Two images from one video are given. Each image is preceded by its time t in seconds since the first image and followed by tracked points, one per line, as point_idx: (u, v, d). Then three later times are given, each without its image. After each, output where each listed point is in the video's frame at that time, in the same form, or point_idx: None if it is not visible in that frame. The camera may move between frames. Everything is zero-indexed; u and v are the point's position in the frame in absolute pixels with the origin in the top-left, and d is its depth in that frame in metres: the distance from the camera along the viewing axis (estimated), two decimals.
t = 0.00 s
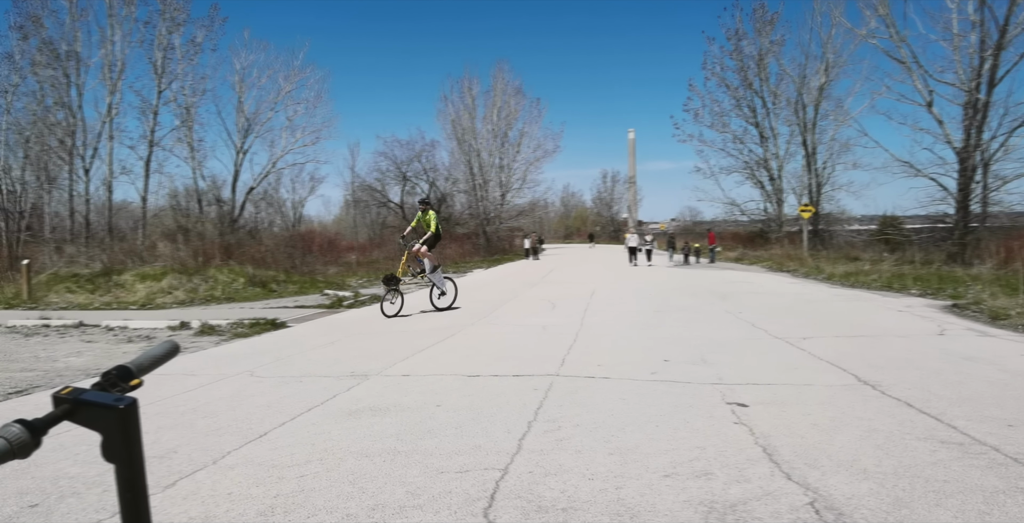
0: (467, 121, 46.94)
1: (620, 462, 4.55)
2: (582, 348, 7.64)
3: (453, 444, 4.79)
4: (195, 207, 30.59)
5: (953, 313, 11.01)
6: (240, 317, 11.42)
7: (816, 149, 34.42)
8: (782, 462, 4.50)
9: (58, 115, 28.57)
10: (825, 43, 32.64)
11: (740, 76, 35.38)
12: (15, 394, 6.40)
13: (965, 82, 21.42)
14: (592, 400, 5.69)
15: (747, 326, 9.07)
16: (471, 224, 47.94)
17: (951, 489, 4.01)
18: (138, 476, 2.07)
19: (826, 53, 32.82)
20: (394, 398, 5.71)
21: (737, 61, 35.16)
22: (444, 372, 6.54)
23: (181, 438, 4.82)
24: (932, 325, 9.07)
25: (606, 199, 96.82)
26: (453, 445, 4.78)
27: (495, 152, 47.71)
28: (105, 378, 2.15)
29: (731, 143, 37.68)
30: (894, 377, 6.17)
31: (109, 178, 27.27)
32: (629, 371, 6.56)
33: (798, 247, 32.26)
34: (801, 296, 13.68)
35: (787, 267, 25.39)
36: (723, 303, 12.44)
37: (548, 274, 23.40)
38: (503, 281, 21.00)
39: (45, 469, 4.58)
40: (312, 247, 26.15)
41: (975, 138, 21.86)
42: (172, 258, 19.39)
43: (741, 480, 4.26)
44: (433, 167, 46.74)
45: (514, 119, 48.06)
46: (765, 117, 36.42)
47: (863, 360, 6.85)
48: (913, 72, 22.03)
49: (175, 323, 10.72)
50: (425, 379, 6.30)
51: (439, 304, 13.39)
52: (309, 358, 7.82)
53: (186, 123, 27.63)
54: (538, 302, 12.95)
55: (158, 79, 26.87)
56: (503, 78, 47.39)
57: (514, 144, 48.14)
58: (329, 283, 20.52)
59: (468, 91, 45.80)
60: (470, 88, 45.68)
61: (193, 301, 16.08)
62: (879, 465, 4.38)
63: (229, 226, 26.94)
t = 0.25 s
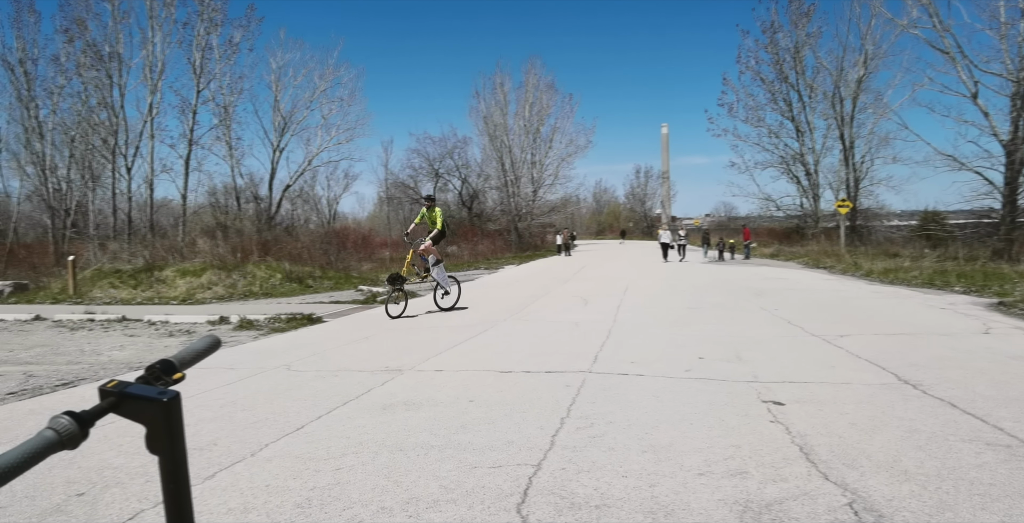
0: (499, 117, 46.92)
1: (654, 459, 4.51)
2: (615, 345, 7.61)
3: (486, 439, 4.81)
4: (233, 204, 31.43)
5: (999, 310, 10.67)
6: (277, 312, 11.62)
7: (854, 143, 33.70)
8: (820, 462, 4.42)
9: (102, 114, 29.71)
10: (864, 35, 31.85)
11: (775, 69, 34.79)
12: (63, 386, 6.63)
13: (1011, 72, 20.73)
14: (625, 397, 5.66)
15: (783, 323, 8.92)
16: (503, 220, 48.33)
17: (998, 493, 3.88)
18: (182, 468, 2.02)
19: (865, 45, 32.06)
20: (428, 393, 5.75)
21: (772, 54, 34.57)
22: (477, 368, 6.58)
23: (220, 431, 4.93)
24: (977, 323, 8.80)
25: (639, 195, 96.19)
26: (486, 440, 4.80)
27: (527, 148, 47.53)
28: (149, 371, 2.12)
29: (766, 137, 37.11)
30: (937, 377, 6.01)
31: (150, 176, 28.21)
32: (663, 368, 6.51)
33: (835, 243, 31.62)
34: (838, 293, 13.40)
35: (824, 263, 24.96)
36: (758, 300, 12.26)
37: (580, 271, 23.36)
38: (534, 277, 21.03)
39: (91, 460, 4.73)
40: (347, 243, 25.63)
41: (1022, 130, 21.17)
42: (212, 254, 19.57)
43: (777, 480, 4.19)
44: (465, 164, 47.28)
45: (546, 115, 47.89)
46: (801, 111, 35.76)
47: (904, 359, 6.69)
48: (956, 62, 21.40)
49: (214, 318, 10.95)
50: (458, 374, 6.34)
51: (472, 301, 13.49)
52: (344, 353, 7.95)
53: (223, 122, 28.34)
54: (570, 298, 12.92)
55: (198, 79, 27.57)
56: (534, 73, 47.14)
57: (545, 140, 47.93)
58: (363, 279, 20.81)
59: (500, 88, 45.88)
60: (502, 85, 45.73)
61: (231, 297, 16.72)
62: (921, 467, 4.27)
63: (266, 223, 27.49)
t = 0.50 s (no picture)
0: (520, 114, 46.76)
1: (677, 457, 4.49)
2: (638, 342, 7.58)
3: (508, 436, 4.82)
4: (258, 201, 31.71)
5: None
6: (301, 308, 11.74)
7: (881, 138, 33.06)
8: (846, 462, 4.36)
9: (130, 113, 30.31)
10: (893, 26, 31.08)
11: (800, 64, 34.23)
12: (95, 380, 6.76)
13: None
14: (648, 394, 5.64)
15: (808, 321, 8.81)
16: (525, 217, 48.44)
17: None
18: (210, 462, 2.07)
19: (893, 37, 31.39)
20: (449, 389, 5.78)
21: (796, 48, 34.02)
22: (498, 364, 6.59)
23: (245, 425, 4.99)
24: (1009, 321, 8.60)
25: (662, 191, 95.60)
26: (507, 436, 4.81)
27: (549, 144, 47.18)
28: (178, 366, 2.16)
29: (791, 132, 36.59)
30: (967, 376, 5.89)
31: (177, 174, 28.73)
32: (686, 366, 6.47)
33: (862, 239, 31.12)
34: (865, 291, 13.18)
35: (851, 260, 24.61)
36: (783, 297, 12.11)
37: (602, 268, 23.31)
38: (556, 274, 21.03)
39: (121, 452, 4.83)
40: (369, 240, 25.55)
41: None
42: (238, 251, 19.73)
43: (802, 479, 4.14)
44: (487, 161, 47.33)
45: (568, 111, 47.60)
46: (827, 106, 35.15)
47: (933, 358, 6.57)
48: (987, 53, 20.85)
49: (239, 314, 11.11)
50: (480, 371, 6.36)
51: (493, 297, 13.53)
52: (367, 349, 8.03)
53: (248, 120, 28.66)
54: (592, 295, 12.88)
55: (224, 78, 27.86)
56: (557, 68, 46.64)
57: (568, 137, 47.67)
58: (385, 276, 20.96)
59: (522, 84, 45.80)
60: (524, 81, 45.63)
61: (257, 292, 17.00)
62: (950, 468, 4.19)
63: (290, 220, 27.76)
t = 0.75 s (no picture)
0: (543, 110, 46.52)
1: (700, 456, 4.46)
2: (661, 340, 7.53)
3: (531, 433, 4.83)
4: (285, 199, 31.97)
5: None
6: (326, 305, 11.85)
7: (911, 134, 32.41)
8: (873, 463, 4.29)
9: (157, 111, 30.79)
10: (923, 20, 30.44)
11: (827, 58, 33.67)
12: (125, 375, 6.89)
13: None
14: (671, 393, 5.60)
15: (834, 320, 8.68)
16: (547, 214, 48.31)
17: None
18: (240, 458, 2.07)
19: (924, 31, 30.74)
20: (472, 386, 5.80)
21: (824, 42, 33.47)
22: (520, 362, 6.60)
23: (272, 420, 5.05)
24: None
25: (686, 187, 94.86)
26: (531, 433, 4.81)
27: (572, 141, 46.72)
28: (209, 362, 2.16)
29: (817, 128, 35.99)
30: (1001, 377, 5.76)
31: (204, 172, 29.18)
32: (710, 365, 6.42)
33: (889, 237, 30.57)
34: (894, 289, 12.94)
35: (879, 258, 24.22)
36: (809, 295, 11.96)
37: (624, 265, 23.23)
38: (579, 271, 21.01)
39: (152, 445, 4.93)
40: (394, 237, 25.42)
41: None
42: (263, 246, 19.73)
43: (828, 479, 4.09)
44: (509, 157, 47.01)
45: (591, 107, 47.42)
46: (855, 101, 34.53)
47: (965, 358, 6.43)
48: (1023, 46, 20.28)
49: (265, 310, 11.26)
50: (502, 368, 6.37)
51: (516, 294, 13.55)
52: (391, 345, 8.10)
53: (274, 118, 28.98)
54: (614, 293, 12.85)
55: (250, 76, 28.19)
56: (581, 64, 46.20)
57: (590, 133, 47.45)
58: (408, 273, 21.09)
59: (544, 81, 45.73)
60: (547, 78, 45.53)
61: (282, 289, 17.24)
62: (982, 470, 4.10)
63: (315, 218, 28.04)
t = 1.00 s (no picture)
0: (559, 109, 46.58)
1: (718, 457, 4.43)
2: (677, 340, 7.49)
3: (547, 433, 4.82)
4: (303, 198, 32.15)
5: None
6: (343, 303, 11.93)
7: (932, 132, 32.06)
8: (893, 465, 4.24)
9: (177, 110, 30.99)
10: (945, 17, 30.07)
11: (847, 56, 33.33)
12: (145, 372, 6.97)
13: None
14: (688, 393, 5.57)
15: (853, 321, 8.59)
16: (562, 213, 48.02)
17: None
18: (261, 456, 2.08)
19: (947, 27, 30.36)
20: (489, 385, 5.80)
21: (843, 40, 33.15)
22: (536, 361, 6.59)
23: (290, 417, 5.09)
24: None
25: (704, 186, 94.48)
26: (547, 433, 4.80)
27: (588, 140, 46.90)
28: (230, 360, 2.17)
29: (837, 126, 35.65)
30: None
31: (223, 171, 29.46)
32: (727, 365, 6.37)
33: (909, 237, 30.21)
34: (915, 290, 12.78)
35: (899, 258, 23.96)
36: (827, 295, 11.84)
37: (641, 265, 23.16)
38: (595, 270, 21.00)
39: (171, 441, 4.98)
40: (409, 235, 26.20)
41: None
42: (281, 246, 20.07)
43: (847, 482, 4.05)
44: (525, 157, 46.91)
45: (608, 106, 47.33)
46: (875, 99, 34.18)
47: (988, 360, 6.33)
48: None
49: (283, 308, 11.35)
50: (518, 367, 6.38)
51: (532, 293, 13.57)
52: (407, 343, 8.15)
53: (292, 118, 29.19)
54: (631, 292, 12.81)
55: (268, 76, 28.41)
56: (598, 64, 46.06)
57: (607, 132, 47.41)
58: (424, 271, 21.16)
59: (561, 80, 45.67)
60: (563, 77, 45.49)
61: (300, 287, 17.38)
62: (1005, 474, 4.03)
63: (333, 216, 28.26)
